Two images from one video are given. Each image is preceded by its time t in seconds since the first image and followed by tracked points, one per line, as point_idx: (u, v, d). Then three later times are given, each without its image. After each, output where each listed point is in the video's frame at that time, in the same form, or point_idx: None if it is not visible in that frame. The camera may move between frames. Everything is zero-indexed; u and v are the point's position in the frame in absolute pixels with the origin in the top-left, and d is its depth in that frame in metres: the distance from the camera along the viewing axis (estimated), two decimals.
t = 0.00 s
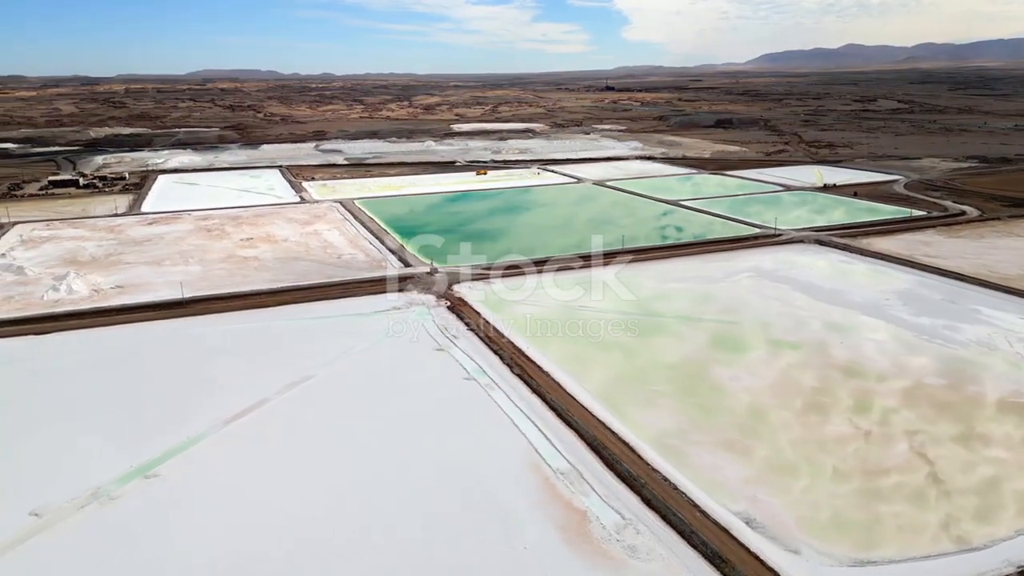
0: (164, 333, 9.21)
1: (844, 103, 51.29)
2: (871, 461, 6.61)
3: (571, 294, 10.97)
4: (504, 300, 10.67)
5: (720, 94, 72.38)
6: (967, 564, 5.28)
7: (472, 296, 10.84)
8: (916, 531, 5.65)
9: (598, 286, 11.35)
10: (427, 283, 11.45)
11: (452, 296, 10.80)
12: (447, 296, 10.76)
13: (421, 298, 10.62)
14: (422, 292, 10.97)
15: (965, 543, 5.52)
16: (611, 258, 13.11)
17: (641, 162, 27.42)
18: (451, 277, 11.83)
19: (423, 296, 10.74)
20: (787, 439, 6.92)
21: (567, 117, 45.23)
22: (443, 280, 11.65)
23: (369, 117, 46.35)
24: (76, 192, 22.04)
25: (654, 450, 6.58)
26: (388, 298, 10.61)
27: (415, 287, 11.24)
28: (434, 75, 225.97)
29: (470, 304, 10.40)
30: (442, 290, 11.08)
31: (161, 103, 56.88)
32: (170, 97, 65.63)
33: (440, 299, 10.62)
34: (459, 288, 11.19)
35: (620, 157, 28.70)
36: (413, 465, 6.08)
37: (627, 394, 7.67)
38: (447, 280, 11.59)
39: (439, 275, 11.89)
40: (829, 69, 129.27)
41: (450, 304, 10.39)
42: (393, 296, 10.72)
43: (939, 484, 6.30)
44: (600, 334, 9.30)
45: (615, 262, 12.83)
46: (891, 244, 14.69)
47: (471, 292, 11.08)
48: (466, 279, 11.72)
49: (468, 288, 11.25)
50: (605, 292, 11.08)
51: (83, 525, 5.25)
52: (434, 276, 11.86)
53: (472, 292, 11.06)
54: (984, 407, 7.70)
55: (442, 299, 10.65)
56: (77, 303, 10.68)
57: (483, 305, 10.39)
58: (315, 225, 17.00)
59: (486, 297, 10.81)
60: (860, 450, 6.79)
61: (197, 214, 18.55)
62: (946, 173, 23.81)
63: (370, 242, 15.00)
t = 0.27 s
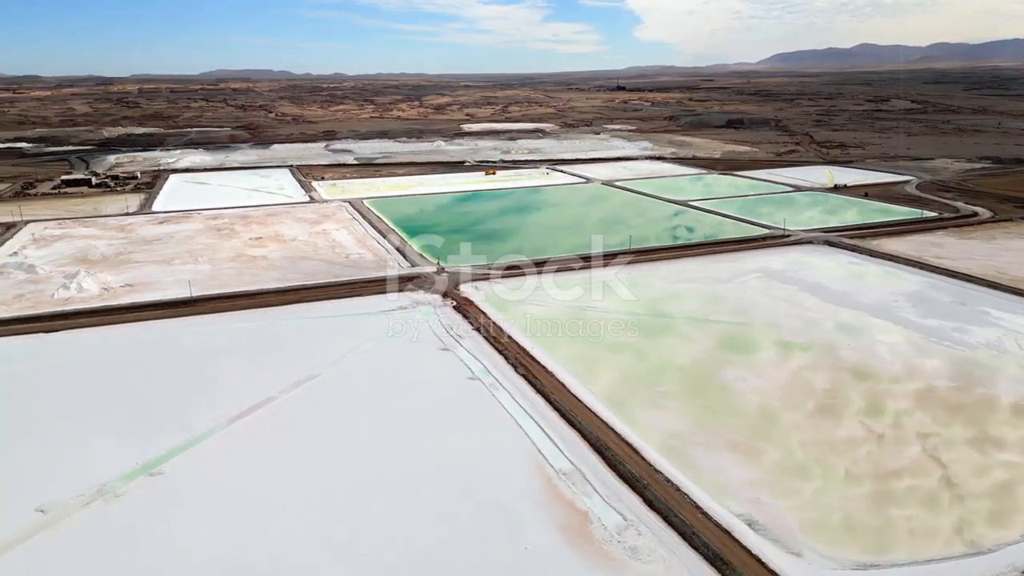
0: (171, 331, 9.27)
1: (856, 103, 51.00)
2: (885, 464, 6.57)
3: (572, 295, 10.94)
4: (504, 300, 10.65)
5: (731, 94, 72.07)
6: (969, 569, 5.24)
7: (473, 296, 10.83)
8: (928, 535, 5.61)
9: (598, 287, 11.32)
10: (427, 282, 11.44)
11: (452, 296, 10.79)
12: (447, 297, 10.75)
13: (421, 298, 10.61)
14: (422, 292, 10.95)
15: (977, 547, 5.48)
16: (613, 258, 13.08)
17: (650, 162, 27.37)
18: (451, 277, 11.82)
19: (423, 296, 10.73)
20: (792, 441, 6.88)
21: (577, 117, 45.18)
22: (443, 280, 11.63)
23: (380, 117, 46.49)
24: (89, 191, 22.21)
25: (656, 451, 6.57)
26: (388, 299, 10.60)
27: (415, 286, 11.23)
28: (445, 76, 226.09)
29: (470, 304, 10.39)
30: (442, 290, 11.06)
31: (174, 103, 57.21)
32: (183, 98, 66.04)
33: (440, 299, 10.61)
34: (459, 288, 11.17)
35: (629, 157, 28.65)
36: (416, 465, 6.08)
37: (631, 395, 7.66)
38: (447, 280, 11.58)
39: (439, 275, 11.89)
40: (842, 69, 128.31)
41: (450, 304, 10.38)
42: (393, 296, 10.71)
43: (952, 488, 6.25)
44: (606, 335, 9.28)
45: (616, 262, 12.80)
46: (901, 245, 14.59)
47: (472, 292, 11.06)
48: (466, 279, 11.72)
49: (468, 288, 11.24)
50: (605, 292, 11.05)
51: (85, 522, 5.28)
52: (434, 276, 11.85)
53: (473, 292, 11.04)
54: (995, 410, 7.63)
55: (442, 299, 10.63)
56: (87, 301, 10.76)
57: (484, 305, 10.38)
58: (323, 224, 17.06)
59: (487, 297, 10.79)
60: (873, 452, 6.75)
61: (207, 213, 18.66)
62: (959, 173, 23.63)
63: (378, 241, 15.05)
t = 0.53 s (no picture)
0: (179, 330, 9.33)
1: (869, 103, 50.70)
2: (898, 467, 6.52)
3: (572, 295, 10.94)
4: (504, 300, 10.64)
5: (742, 94, 71.75)
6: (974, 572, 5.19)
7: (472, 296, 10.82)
8: (940, 539, 5.57)
9: (599, 288, 11.29)
10: (427, 282, 11.43)
11: (452, 296, 10.77)
12: (446, 297, 10.73)
13: (420, 298, 10.61)
14: (422, 292, 10.94)
15: (990, 551, 5.43)
16: (613, 258, 13.08)
17: (660, 162, 27.31)
18: (451, 277, 11.80)
19: (422, 296, 10.72)
20: (796, 443, 6.85)
21: (587, 117, 45.12)
22: (443, 280, 11.61)
23: (391, 117, 46.63)
24: (101, 190, 22.39)
25: (659, 452, 6.56)
26: (387, 298, 10.59)
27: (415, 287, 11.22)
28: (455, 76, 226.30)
29: (470, 304, 10.38)
30: (442, 290, 11.05)
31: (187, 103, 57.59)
32: (195, 98, 66.44)
33: (439, 299, 10.60)
34: (458, 288, 11.16)
35: (639, 157, 28.63)
36: (418, 464, 6.09)
37: (634, 395, 7.64)
38: (446, 281, 11.55)
39: (439, 275, 11.87)
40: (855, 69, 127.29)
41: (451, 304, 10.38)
42: (392, 296, 10.69)
43: (966, 492, 6.20)
44: (611, 335, 9.27)
45: (615, 262, 12.81)
46: (912, 247, 14.49)
47: (471, 292, 11.05)
48: (465, 279, 11.70)
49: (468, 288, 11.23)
50: (605, 293, 11.03)
51: (90, 519, 5.32)
52: (434, 276, 11.83)
53: (473, 292, 11.04)
54: (1006, 413, 7.56)
55: (441, 299, 10.62)
56: (97, 299, 10.85)
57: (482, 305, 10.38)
58: (332, 224, 17.13)
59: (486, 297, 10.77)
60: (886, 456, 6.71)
61: (217, 213, 18.77)
62: (972, 174, 23.44)
63: (386, 241, 15.10)
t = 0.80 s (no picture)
0: (188, 328, 9.38)
1: (882, 103, 50.36)
2: (914, 471, 6.47)
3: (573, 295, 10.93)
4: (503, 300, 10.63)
5: (754, 93, 71.38)
6: None
7: (472, 296, 10.82)
8: (951, 542, 5.52)
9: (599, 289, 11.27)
10: (427, 283, 11.42)
11: (451, 296, 10.76)
12: (446, 297, 10.71)
13: (420, 298, 10.60)
14: (422, 292, 10.93)
15: (1003, 555, 5.37)
16: (613, 258, 13.09)
17: (670, 162, 27.23)
18: (450, 277, 11.78)
19: (422, 296, 10.71)
20: (801, 444, 6.81)
21: (597, 117, 45.01)
22: (443, 280, 11.58)
23: (402, 117, 46.74)
24: (113, 190, 22.56)
25: (662, 453, 6.54)
26: (388, 298, 10.58)
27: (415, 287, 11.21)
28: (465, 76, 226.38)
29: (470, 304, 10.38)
30: (441, 290, 11.04)
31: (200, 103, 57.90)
32: (207, 97, 66.74)
33: (439, 299, 10.60)
34: (458, 289, 11.14)
35: (649, 157, 28.55)
36: (420, 463, 6.10)
37: (639, 395, 7.63)
38: (446, 281, 11.53)
39: (439, 275, 11.86)
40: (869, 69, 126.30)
41: (451, 304, 10.39)
42: (391, 296, 10.68)
43: (980, 495, 6.13)
44: (617, 335, 9.25)
45: (615, 262, 12.81)
46: (923, 248, 14.38)
47: (471, 292, 11.04)
48: (465, 280, 11.67)
49: (468, 288, 11.22)
50: (605, 293, 11.02)
51: (94, 515, 5.36)
52: (434, 276, 11.81)
53: (472, 292, 11.02)
54: (1019, 416, 7.48)
55: (440, 299, 10.61)
56: (107, 297, 10.92)
57: (481, 304, 10.38)
58: (341, 223, 17.19)
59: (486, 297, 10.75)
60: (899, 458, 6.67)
61: (228, 212, 18.87)
62: (985, 175, 23.23)
63: (394, 241, 15.14)
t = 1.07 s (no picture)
0: (196, 327, 9.43)
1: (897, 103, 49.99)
2: (925, 475, 6.40)
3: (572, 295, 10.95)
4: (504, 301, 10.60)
5: (767, 94, 70.96)
6: None
7: (472, 296, 10.80)
8: (961, 548, 5.46)
9: (599, 289, 11.24)
10: (427, 283, 11.40)
11: (451, 296, 10.73)
12: (446, 297, 10.68)
13: (420, 298, 10.58)
14: (423, 292, 10.90)
15: (1017, 560, 5.31)
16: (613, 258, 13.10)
17: (680, 162, 27.14)
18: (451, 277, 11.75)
19: (422, 296, 10.68)
20: (806, 447, 6.76)
21: (608, 117, 44.91)
22: (443, 280, 11.55)
23: (413, 117, 46.84)
24: (126, 189, 22.73)
25: (666, 454, 6.52)
26: (388, 298, 10.56)
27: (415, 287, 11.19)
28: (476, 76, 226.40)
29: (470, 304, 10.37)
30: (442, 290, 11.02)
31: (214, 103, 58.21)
32: (221, 97, 67.04)
33: (440, 299, 10.59)
34: (458, 289, 11.12)
35: (659, 157, 28.46)
36: (428, 462, 6.12)
37: (644, 396, 7.60)
38: (447, 281, 11.50)
39: (439, 275, 11.83)
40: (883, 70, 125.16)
41: (452, 304, 10.38)
42: (391, 297, 10.67)
43: (995, 500, 6.05)
44: (623, 335, 9.22)
45: (615, 262, 12.83)
46: (934, 249, 14.26)
47: (471, 292, 11.02)
48: (465, 280, 11.63)
49: (468, 288, 11.20)
50: (606, 294, 11.01)
51: (99, 512, 5.40)
52: (435, 276, 11.78)
53: (473, 292, 11.00)
54: None
55: (440, 299, 10.60)
56: (117, 296, 11.01)
57: (482, 304, 10.36)
58: (350, 223, 17.24)
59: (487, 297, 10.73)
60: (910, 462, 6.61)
61: (238, 211, 18.98)
62: (999, 176, 23.01)
63: (403, 241, 15.17)
